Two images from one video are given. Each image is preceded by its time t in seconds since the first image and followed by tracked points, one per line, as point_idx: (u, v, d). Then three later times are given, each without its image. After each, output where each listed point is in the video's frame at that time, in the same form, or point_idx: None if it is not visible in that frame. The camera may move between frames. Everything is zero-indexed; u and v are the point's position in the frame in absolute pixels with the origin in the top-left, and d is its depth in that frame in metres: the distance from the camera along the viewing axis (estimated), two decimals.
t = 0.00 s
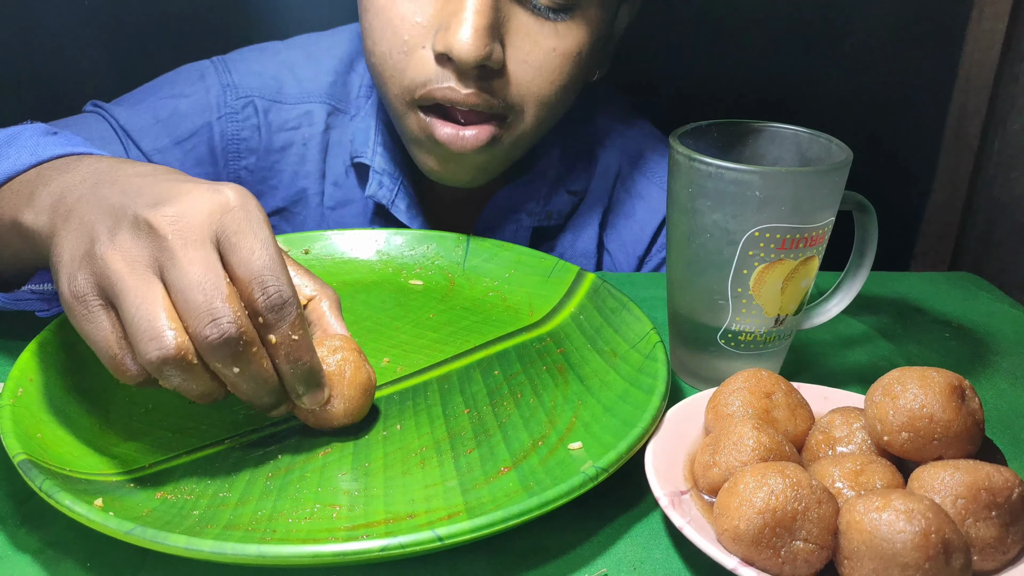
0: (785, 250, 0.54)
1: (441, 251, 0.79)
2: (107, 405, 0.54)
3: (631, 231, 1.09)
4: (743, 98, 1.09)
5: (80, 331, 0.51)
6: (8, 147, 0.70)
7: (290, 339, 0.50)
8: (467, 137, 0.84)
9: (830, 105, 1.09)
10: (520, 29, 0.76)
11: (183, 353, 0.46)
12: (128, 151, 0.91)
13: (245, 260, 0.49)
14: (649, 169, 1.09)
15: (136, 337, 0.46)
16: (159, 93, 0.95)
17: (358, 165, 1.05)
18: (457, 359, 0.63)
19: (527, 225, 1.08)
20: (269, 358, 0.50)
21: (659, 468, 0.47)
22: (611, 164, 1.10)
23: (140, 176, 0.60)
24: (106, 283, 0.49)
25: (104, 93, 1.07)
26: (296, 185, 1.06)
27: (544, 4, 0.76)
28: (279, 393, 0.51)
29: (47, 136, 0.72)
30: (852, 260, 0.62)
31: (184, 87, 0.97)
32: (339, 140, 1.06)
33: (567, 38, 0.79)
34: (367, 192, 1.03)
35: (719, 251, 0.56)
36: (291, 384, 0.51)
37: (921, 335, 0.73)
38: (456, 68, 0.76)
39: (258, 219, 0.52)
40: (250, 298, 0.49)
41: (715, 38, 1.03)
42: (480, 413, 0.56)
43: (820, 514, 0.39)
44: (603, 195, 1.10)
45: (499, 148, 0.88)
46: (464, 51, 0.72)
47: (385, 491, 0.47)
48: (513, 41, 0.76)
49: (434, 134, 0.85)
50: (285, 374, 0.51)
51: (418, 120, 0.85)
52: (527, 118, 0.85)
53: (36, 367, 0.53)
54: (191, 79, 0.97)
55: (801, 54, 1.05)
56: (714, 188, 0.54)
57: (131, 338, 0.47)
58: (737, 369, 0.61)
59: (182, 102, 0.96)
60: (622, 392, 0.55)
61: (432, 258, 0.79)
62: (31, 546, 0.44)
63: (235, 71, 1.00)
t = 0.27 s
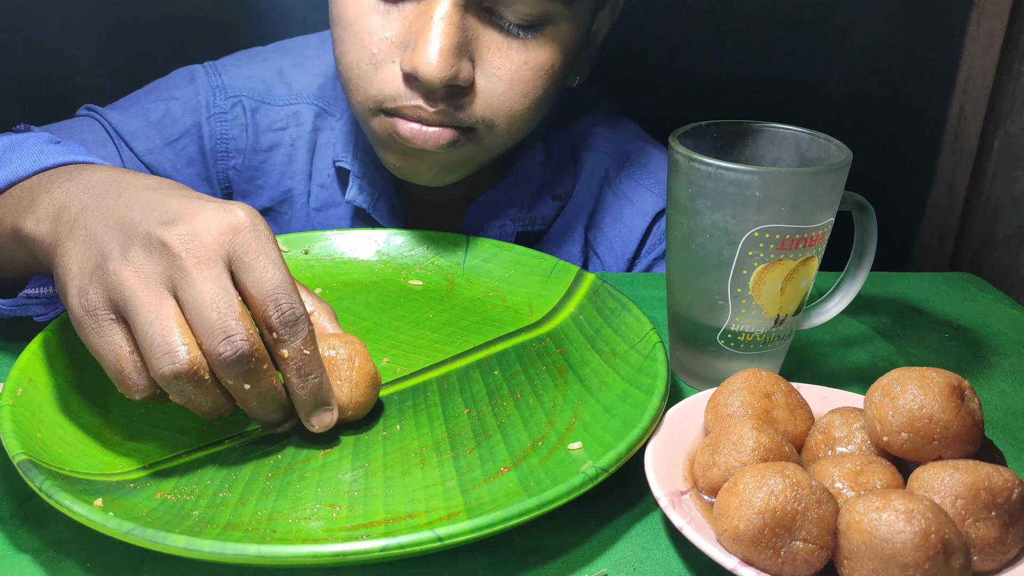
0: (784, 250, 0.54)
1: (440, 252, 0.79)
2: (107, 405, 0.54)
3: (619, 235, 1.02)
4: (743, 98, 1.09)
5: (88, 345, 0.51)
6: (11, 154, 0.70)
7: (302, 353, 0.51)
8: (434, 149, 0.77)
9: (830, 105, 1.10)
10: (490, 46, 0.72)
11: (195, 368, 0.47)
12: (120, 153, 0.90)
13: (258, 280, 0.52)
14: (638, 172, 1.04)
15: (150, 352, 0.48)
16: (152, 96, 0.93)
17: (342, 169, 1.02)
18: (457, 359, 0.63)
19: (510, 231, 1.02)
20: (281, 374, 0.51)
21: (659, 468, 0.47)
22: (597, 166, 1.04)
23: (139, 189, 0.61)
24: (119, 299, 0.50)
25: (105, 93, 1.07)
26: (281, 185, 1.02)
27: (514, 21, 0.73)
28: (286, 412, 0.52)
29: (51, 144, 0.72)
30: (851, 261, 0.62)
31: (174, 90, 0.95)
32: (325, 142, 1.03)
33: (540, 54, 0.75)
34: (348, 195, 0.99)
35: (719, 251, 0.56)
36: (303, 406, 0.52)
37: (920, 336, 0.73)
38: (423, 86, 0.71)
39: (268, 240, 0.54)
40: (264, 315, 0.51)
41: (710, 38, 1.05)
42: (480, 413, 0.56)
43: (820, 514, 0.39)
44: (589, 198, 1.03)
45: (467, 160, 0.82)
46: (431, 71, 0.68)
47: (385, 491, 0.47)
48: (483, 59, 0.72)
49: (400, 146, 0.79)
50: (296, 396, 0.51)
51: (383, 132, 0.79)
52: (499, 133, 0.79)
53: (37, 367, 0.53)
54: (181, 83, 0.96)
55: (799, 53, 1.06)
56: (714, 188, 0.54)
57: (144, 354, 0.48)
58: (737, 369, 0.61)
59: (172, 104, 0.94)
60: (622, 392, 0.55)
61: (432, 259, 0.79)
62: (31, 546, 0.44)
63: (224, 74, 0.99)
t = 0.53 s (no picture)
0: (784, 250, 0.54)
1: (441, 251, 0.79)
2: (108, 405, 0.54)
3: (616, 233, 1.03)
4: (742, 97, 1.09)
5: (96, 356, 0.52)
6: (7, 169, 0.70)
7: (322, 342, 0.52)
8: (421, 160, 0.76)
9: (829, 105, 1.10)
10: (474, 55, 0.71)
11: (215, 365, 0.48)
12: (111, 153, 0.90)
13: (268, 276, 0.53)
14: (633, 170, 1.05)
15: (168, 354, 0.48)
16: (143, 98, 0.93)
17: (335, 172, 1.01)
18: (457, 359, 0.63)
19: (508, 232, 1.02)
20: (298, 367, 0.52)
21: (659, 468, 0.47)
22: (593, 166, 1.05)
23: (138, 205, 0.61)
24: (130, 306, 0.50)
25: (106, 93, 1.07)
26: (275, 189, 1.02)
27: (498, 29, 0.71)
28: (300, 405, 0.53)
29: (46, 159, 0.72)
30: (851, 261, 0.62)
31: (166, 92, 0.95)
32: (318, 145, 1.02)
33: (525, 63, 0.74)
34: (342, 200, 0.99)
35: (719, 251, 0.56)
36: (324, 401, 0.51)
37: (920, 336, 0.73)
38: (407, 97, 0.70)
39: (272, 239, 0.56)
40: (281, 307, 0.52)
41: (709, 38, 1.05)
42: (480, 413, 0.56)
43: (819, 514, 0.39)
44: (585, 197, 1.04)
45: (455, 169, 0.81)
46: (414, 82, 0.67)
47: (385, 491, 0.47)
48: (467, 69, 0.71)
49: (386, 157, 0.78)
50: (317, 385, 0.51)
51: (369, 143, 0.78)
52: (485, 143, 0.78)
53: (36, 367, 0.53)
54: (173, 86, 0.95)
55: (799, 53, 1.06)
56: (713, 188, 0.54)
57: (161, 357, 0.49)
58: (736, 369, 0.61)
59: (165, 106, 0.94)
60: (622, 392, 0.55)
61: (432, 259, 0.79)
62: (30, 546, 0.44)
63: (217, 77, 0.99)
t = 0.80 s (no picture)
0: (785, 249, 0.54)
1: (441, 251, 0.79)
2: (108, 405, 0.55)
3: (623, 236, 1.04)
4: (742, 97, 1.09)
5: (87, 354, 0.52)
6: None
7: (308, 316, 0.51)
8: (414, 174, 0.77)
9: (830, 105, 1.10)
10: (478, 69, 0.70)
11: (205, 352, 0.48)
12: (109, 156, 0.89)
13: (248, 254, 0.52)
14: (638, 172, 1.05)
15: (157, 346, 0.48)
16: (144, 100, 0.93)
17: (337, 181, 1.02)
18: (457, 359, 0.64)
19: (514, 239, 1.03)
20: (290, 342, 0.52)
21: (659, 467, 0.47)
22: (599, 169, 1.05)
23: (118, 199, 0.61)
24: (116, 301, 0.50)
25: (107, 93, 1.07)
26: (276, 196, 1.02)
27: (503, 42, 0.70)
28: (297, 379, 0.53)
29: (31, 157, 0.72)
30: (852, 261, 0.62)
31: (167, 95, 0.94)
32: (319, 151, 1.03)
33: (530, 78, 0.74)
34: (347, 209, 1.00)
35: (719, 251, 0.56)
36: (319, 368, 0.52)
37: (921, 335, 0.73)
38: (410, 110, 0.69)
39: (250, 215, 0.54)
40: (262, 285, 0.51)
41: (712, 39, 1.05)
42: (480, 413, 0.56)
43: (820, 514, 0.39)
44: (591, 201, 1.05)
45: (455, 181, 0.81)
46: (416, 97, 0.65)
47: (385, 491, 0.48)
48: (470, 82, 0.70)
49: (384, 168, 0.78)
50: (309, 357, 0.52)
51: (369, 153, 0.77)
52: (485, 155, 0.78)
53: (36, 367, 0.53)
54: (174, 88, 0.95)
55: (800, 53, 1.06)
56: (714, 188, 0.54)
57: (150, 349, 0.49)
58: (737, 369, 0.61)
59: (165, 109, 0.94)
60: (622, 392, 0.55)
61: (432, 258, 0.79)
62: (31, 546, 0.44)
63: (218, 80, 0.98)
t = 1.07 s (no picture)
0: (785, 249, 0.54)
1: (442, 251, 0.79)
2: (107, 405, 0.55)
3: (626, 241, 1.06)
4: (742, 97, 1.09)
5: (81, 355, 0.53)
6: None
7: (280, 278, 0.49)
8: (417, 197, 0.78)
9: (830, 105, 1.10)
10: (477, 81, 0.70)
11: (186, 338, 0.48)
12: (104, 157, 0.89)
13: (205, 226, 0.49)
14: (639, 176, 1.06)
15: (140, 340, 0.48)
16: (140, 102, 0.93)
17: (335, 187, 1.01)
18: (457, 359, 0.64)
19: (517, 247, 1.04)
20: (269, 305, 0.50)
21: (659, 467, 0.47)
22: (602, 174, 1.06)
23: (84, 187, 0.59)
24: (94, 299, 0.50)
25: (107, 94, 1.07)
26: (274, 201, 1.02)
27: (504, 53, 0.70)
28: (291, 338, 0.52)
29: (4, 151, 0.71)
30: (852, 260, 0.62)
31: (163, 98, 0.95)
32: (317, 156, 1.02)
33: (529, 88, 0.73)
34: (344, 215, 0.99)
35: (719, 251, 0.56)
36: (309, 327, 0.51)
37: (921, 335, 0.73)
38: (407, 121, 0.69)
39: (199, 183, 0.51)
40: (225, 256, 0.49)
41: (713, 40, 1.05)
42: (481, 413, 0.56)
43: (820, 514, 0.39)
44: (594, 205, 1.06)
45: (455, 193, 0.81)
46: (415, 107, 0.65)
47: (385, 491, 0.48)
48: (469, 94, 0.70)
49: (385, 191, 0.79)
50: (294, 317, 0.50)
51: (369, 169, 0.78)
52: (484, 167, 0.78)
53: (36, 367, 0.53)
54: (171, 91, 0.95)
55: (800, 53, 1.06)
56: (714, 188, 0.54)
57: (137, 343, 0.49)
58: (737, 369, 0.61)
59: (160, 112, 0.94)
60: (622, 393, 0.55)
61: (433, 259, 0.79)
62: (30, 546, 0.44)
63: (217, 82, 0.98)
